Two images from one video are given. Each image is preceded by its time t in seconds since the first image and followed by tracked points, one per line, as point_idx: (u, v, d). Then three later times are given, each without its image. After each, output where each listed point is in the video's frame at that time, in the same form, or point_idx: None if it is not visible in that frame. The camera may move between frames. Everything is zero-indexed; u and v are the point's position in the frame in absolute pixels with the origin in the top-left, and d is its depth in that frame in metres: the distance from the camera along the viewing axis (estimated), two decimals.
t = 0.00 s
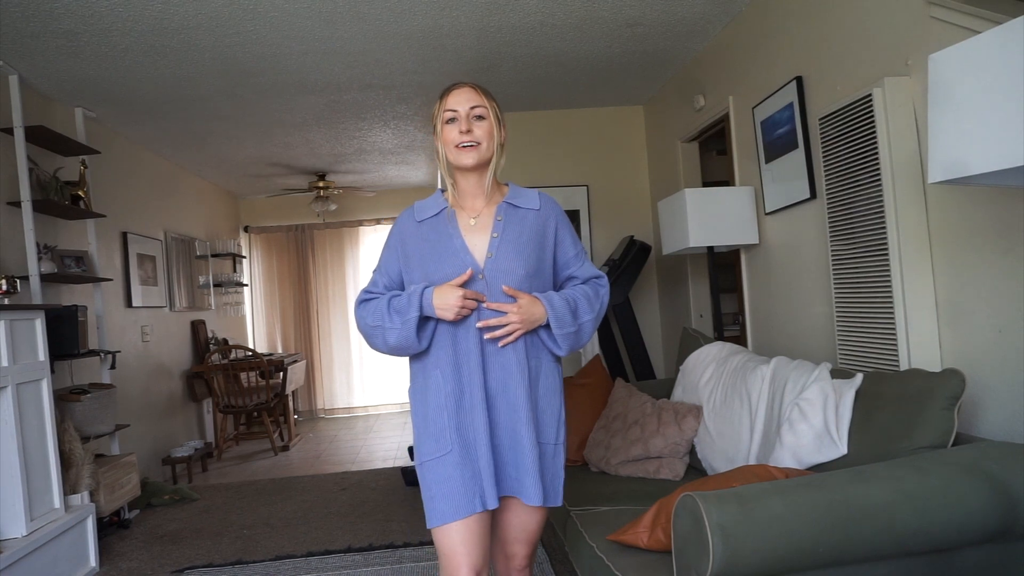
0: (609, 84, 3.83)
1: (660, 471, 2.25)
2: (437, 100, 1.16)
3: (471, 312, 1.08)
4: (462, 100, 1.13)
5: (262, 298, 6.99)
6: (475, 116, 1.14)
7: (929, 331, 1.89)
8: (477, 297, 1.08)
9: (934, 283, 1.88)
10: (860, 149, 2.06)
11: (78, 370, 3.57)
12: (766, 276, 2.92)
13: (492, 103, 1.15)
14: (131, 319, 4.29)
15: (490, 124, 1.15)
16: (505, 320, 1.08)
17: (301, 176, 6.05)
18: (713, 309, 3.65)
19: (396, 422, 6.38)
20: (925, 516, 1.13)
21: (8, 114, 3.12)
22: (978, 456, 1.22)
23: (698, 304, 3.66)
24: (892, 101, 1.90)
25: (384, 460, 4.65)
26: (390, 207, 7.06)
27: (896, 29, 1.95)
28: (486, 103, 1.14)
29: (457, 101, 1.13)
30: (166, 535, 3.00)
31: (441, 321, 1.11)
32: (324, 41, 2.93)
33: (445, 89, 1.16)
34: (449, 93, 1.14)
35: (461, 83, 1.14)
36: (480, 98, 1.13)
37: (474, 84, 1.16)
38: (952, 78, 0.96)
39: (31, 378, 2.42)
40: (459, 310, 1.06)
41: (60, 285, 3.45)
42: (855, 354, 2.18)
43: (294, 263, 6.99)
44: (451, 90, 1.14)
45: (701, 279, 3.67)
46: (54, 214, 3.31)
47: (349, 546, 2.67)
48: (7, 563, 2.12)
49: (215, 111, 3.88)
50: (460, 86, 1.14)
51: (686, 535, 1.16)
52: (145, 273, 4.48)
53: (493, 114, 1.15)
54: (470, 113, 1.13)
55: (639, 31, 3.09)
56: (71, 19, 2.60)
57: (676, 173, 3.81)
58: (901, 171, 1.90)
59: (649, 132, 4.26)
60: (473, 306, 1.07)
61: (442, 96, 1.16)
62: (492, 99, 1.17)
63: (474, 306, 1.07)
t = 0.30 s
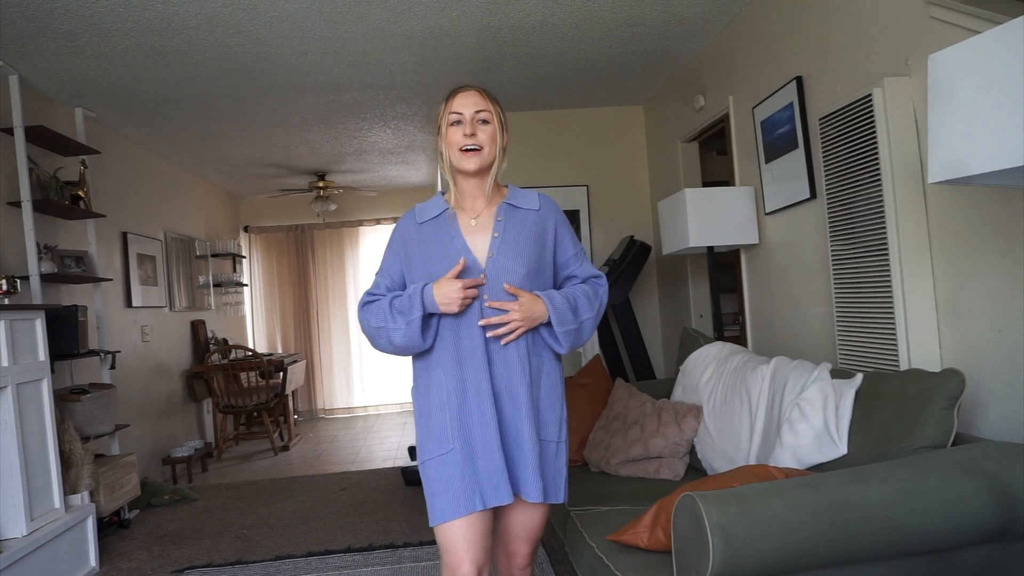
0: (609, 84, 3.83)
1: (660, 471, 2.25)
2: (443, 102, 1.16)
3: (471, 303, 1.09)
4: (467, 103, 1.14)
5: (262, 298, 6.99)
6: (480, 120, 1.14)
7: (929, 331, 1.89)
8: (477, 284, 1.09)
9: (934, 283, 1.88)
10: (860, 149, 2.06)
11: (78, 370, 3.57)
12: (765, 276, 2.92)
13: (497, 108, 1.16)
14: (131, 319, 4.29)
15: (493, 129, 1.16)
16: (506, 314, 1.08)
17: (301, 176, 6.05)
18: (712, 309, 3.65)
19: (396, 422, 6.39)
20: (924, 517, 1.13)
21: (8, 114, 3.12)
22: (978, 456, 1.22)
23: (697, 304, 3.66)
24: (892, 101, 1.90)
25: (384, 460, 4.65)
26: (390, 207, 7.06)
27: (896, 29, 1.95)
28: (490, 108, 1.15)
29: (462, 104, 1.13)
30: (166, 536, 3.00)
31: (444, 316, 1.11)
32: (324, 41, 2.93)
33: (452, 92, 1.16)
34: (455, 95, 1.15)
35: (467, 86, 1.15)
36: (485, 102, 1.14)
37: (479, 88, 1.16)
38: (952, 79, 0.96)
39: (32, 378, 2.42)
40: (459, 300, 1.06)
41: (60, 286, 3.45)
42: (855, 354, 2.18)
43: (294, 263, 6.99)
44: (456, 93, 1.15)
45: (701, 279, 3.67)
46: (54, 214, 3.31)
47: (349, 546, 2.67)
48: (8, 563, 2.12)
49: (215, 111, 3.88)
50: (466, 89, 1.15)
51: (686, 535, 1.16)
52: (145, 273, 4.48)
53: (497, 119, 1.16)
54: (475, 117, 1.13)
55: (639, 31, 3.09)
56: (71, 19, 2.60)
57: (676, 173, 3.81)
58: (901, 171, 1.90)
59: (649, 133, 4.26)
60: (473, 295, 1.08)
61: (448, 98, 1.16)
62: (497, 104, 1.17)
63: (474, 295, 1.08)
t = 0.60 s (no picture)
0: (609, 84, 3.83)
1: (660, 471, 2.25)
2: (441, 104, 1.16)
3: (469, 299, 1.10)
4: (466, 107, 1.14)
5: (262, 298, 6.99)
6: (479, 123, 1.14)
7: (929, 331, 1.89)
8: (476, 279, 1.10)
9: (934, 283, 1.88)
10: (860, 149, 2.06)
11: (78, 370, 3.57)
12: (766, 276, 2.92)
13: (496, 113, 1.16)
14: (131, 319, 4.29)
15: (492, 133, 1.16)
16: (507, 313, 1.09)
17: (301, 176, 6.04)
18: (712, 309, 3.65)
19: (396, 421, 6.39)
20: (924, 516, 1.13)
21: (7, 114, 3.12)
22: (978, 456, 1.22)
23: (697, 304, 3.67)
24: (892, 101, 1.90)
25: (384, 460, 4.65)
26: (390, 207, 7.06)
27: (896, 29, 1.95)
28: (489, 112, 1.15)
29: (461, 107, 1.14)
30: (166, 535, 3.00)
31: (445, 316, 1.11)
32: (324, 40, 2.93)
33: (450, 95, 1.16)
34: (455, 99, 1.15)
35: (467, 90, 1.15)
36: (484, 106, 1.14)
37: (479, 92, 1.17)
38: (953, 79, 0.96)
39: (32, 378, 2.42)
40: (459, 295, 1.07)
41: (60, 285, 3.45)
42: (855, 354, 2.18)
43: (294, 263, 6.99)
44: (455, 96, 1.15)
45: (701, 279, 3.67)
46: (54, 214, 3.31)
47: (349, 546, 2.67)
48: (7, 563, 2.12)
49: (214, 111, 3.88)
50: (466, 93, 1.15)
51: (686, 535, 1.16)
52: (145, 273, 4.48)
53: (496, 123, 1.16)
54: (474, 120, 1.14)
55: (639, 31, 3.09)
56: (70, 19, 2.59)
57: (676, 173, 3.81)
58: (901, 171, 1.90)
59: (648, 133, 4.26)
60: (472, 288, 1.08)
61: (447, 101, 1.16)
62: (495, 108, 1.18)
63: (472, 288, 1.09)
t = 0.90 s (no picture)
0: (609, 84, 3.83)
1: (660, 471, 2.25)
2: (442, 106, 1.16)
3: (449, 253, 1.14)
4: (467, 109, 1.13)
5: (262, 298, 6.99)
6: (480, 125, 1.14)
7: (929, 331, 1.89)
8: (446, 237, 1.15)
9: (934, 284, 1.88)
10: (860, 149, 2.07)
11: (78, 370, 3.57)
12: (766, 276, 2.92)
13: (497, 114, 1.16)
14: (131, 319, 4.29)
15: (493, 134, 1.16)
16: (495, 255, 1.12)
17: (300, 176, 6.04)
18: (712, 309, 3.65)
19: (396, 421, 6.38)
20: (923, 516, 1.13)
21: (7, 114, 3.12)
22: (978, 456, 1.22)
23: (697, 304, 3.66)
24: (892, 101, 1.90)
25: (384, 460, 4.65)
26: (390, 207, 7.06)
27: (896, 29, 1.95)
28: (490, 113, 1.15)
29: (463, 109, 1.13)
30: (166, 536, 3.00)
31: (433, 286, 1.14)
32: (324, 40, 2.93)
33: (451, 96, 1.16)
34: (456, 100, 1.15)
35: (467, 92, 1.15)
36: (485, 108, 1.14)
37: (479, 93, 1.16)
38: (953, 79, 0.96)
39: (32, 379, 2.42)
40: (436, 244, 1.12)
41: (60, 286, 3.45)
42: (855, 354, 2.18)
43: (294, 263, 6.98)
44: (456, 98, 1.15)
45: (701, 279, 3.67)
46: (54, 214, 3.31)
47: (349, 546, 2.67)
48: (7, 563, 2.12)
49: (214, 111, 3.88)
50: (467, 95, 1.15)
51: (686, 535, 1.16)
52: (145, 273, 4.48)
53: (497, 124, 1.16)
54: (476, 122, 1.13)
55: (639, 31, 3.09)
56: (69, 19, 2.59)
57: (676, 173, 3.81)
58: (901, 171, 1.90)
59: (648, 133, 4.26)
60: (446, 240, 1.13)
61: (447, 102, 1.16)
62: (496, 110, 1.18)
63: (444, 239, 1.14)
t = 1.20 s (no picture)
0: (609, 84, 3.83)
1: (660, 471, 2.25)
2: (440, 108, 1.16)
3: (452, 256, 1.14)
4: (465, 111, 1.13)
5: (262, 298, 6.99)
6: (478, 127, 1.14)
7: (929, 331, 1.89)
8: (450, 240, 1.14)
9: (934, 283, 1.88)
10: (860, 149, 2.06)
11: (78, 370, 3.57)
12: (766, 276, 2.92)
13: (495, 116, 1.16)
14: (131, 319, 4.29)
15: (491, 136, 1.16)
16: (491, 263, 1.11)
17: (301, 176, 6.04)
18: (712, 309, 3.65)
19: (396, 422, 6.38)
20: (923, 516, 1.13)
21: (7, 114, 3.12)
22: (978, 456, 1.22)
23: (697, 304, 3.66)
24: (891, 101, 1.90)
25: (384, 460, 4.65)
26: (390, 207, 7.06)
27: (896, 29, 1.95)
28: (488, 115, 1.15)
29: (460, 112, 1.13)
30: (166, 536, 3.00)
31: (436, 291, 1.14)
32: (324, 40, 2.93)
33: (449, 98, 1.16)
34: (453, 102, 1.14)
35: (465, 94, 1.14)
36: (483, 110, 1.14)
37: (477, 95, 1.16)
38: (952, 79, 0.96)
39: (31, 379, 2.41)
40: (435, 248, 1.11)
41: (60, 286, 3.45)
42: (855, 354, 2.18)
43: (294, 263, 6.98)
44: (454, 100, 1.14)
45: (701, 279, 3.67)
46: (54, 214, 3.31)
47: (349, 546, 2.67)
48: (7, 563, 2.12)
49: (214, 111, 3.87)
50: (464, 97, 1.15)
51: (686, 535, 1.16)
52: (145, 273, 4.48)
53: (495, 126, 1.16)
54: (474, 124, 1.13)
55: (639, 31, 3.09)
56: (69, 19, 2.59)
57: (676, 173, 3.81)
58: (901, 171, 1.90)
59: (648, 133, 4.26)
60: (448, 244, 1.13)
61: (445, 105, 1.16)
62: (494, 111, 1.17)
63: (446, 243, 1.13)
